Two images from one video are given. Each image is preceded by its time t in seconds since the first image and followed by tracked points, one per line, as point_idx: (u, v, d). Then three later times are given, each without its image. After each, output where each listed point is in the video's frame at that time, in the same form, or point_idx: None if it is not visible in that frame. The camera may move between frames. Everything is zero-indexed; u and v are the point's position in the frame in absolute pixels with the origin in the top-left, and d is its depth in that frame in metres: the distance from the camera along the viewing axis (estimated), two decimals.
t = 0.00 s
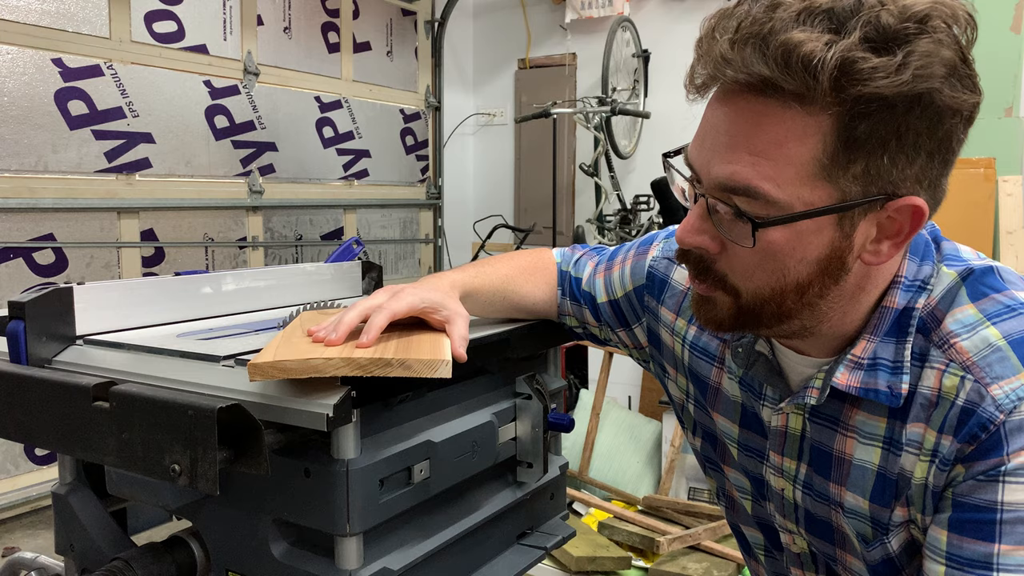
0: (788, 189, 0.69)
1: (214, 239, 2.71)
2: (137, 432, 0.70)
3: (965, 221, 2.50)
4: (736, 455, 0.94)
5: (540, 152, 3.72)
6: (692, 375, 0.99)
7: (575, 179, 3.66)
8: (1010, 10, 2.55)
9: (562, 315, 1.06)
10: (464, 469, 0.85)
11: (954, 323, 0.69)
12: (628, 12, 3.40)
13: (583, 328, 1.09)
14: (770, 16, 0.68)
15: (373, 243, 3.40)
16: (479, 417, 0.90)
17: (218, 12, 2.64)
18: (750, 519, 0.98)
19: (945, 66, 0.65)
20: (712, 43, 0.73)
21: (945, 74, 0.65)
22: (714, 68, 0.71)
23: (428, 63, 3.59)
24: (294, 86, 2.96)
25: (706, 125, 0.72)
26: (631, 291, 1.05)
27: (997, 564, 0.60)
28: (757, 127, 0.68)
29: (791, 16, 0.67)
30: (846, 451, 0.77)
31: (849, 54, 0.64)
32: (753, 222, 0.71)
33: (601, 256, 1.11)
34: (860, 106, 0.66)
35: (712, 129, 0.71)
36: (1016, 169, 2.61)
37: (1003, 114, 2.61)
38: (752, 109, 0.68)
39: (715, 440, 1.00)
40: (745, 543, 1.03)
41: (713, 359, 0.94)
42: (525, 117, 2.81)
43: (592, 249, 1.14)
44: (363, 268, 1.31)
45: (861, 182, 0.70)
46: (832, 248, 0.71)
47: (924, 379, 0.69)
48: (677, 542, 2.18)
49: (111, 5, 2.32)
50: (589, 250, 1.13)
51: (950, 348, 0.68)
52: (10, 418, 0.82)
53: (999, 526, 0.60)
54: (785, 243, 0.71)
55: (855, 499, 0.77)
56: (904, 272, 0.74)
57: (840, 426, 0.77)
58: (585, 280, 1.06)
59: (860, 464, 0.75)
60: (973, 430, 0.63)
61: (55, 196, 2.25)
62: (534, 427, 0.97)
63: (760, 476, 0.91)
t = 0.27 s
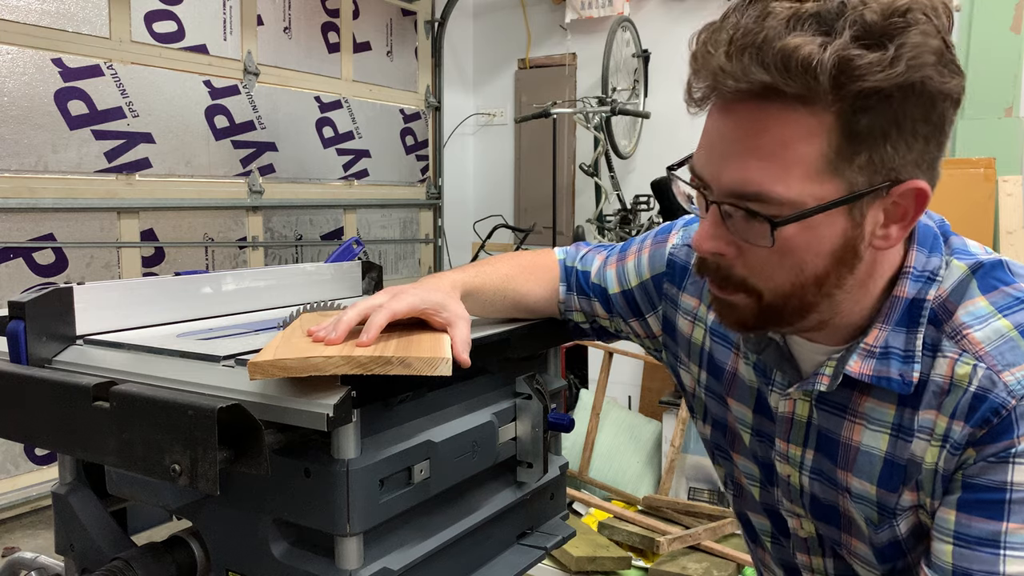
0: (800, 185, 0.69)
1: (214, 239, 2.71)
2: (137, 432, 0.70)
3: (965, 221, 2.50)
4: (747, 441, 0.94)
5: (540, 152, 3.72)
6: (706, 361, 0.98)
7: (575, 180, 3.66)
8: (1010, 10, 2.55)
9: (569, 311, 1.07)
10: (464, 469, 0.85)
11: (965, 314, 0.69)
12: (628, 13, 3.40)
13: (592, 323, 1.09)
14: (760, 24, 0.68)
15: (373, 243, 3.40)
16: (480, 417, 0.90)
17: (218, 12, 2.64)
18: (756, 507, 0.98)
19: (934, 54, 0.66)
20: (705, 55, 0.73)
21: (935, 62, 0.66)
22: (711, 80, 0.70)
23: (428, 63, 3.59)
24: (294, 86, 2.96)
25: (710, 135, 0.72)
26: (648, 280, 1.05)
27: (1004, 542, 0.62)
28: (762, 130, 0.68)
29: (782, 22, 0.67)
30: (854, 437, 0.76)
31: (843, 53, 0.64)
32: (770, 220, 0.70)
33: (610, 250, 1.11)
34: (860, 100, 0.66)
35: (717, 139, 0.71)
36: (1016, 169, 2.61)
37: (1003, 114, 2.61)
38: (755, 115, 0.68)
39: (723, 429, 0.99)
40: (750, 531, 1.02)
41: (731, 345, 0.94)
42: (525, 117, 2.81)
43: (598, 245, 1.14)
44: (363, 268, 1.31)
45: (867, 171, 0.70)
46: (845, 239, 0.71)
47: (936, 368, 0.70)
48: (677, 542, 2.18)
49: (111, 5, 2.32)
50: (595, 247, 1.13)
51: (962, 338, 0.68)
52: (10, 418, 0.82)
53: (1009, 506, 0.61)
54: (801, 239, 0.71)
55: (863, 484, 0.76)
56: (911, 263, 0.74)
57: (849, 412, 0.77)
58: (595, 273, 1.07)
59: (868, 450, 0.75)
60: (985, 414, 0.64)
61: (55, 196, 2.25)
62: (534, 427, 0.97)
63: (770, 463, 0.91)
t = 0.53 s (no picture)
0: (818, 169, 0.69)
1: (214, 239, 2.71)
2: (137, 432, 0.70)
3: (965, 221, 2.50)
4: (759, 433, 0.94)
5: (540, 151, 3.72)
6: (719, 355, 0.99)
7: (575, 180, 3.66)
8: (1011, 10, 2.55)
9: (578, 311, 1.07)
10: (464, 468, 0.85)
11: (971, 310, 0.69)
12: (628, 12, 3.40)
13: (600, 322, 1.10)
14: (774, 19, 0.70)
15: (373, 243, 3.40)
16: (480, 417, 0.90)
17: (218, 11, 2.64)
18: (765, 497, 0.98)
19: (942, 40, 0.67)
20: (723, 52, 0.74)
21: (943, 47, 0.67)
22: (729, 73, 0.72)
23: (427, 63, 3.59)
24: (295, 85, 2.96)
25: (730, 127, 0.73)
26: (661, 275, 1.06)
27: (999, 531, 0.61)
28: (780, 117, 0.68)
29: (795, 16, 0.69)
30: (861, 428, 0.77)
31: (855, 42, 0.66)
32: (790, 205, 0.70)
33: (620, 247, 1.11)
34: (873, 86, 0.67)
35: (736, 129, 0.72)
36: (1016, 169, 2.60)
37: (1003, 114, 2.61)
38: (773, 104, 0.69)
39: (734, 420, 1.00)
40: (757, 521, 1.03)
41: (744, 340, 0.94)
42: (525, 117, 2.81)
43: (603, 245, 1.14)
44: (363, 268, 1.31)
45: (881, 156, 0.70)
46: (863, 223, 0.71)
47: (940, 361, 0.70)
48: (677, 542, 2.18)
49: (111, 5, 2.32)
50: (602, 246, 1.13)
51: (967, 333, 0.68)
52: (10, 418, 0.82)
53: (1005, 497, 0.61)
54: (822, 223, 0.71)
55: (868, 474, 0.76)
56: (920, 260, 0.74)
57: (857, 404, 0.77)
58: (606, 270, 1.07)
59: (873, 441, 0.75)
60: (985, 407, 0.64)
61: (55, 196, 2.25)
62: (534, 427, 0.97)
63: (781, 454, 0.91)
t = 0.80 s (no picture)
0: (804, 135, 0.69)
1: (214, 239, 2.71)
2: (137, 432, 0.70)
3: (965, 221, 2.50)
4: (763, 425, 0.94)
5: (540, 151, 3.72)
6: (722, 348, 0.99)
7: (575, 180, 3.66)
8: (1011, 10, 2.55)
9: (579, 309, 1.07)
10: (464, 468, 0.85)
11: (978, 305, 0.69)
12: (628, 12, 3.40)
13: (601, 320, 1.10)
14: None
15: (373, 243, 3.40)
16: (480, 417, 0.90)
17: (218, 11, 2.64)
18: (767, 490, 0.98)
19: (931, 14, 0.67)
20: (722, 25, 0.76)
21: (932, 21, 0.67)
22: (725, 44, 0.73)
23: (428, 63, 3.59)
24: (295, 85, 2.96)
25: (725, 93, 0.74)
26: (664, 270, 1.06)
27: (1014, 527, 0.62)
28: (767, 82, 0.70)
29: None
30: (864, 419, 0.77)
31: (842, 11, 0.66)
32: (777, 168, 0.71)
33: (621, 244, 1.12)
34: (860, 55, 0.67)
35: (729, 95, 0.73)
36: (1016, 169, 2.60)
37: (1003, 114, 2.61)
38: (762, 68, 0.70)
39: (736, 413, 1.00)
40: (760, 515, 1.03)
41: (749, 332, 0.94)
42: (525, 117, 2.81)
43: (603, 243, 1.14)
44: (363, 267, 1.31)
45: (870, 128, 0.70)
46: (852, 192, 0.71)
47: (948, 355, 0.69)
48: (677, 542, 2.18)
49: (111, 5, 2.32)
50: (603, 244, 1.14)
51: (975, 328, 0.68)
52: (10, 418, 0.82)
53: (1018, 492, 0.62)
54: (809, 190, 0.71)
55: (871, 464, 0.76)
56: (927, 253, 0.73)
57: (860, 395, 0.77)
58: (608, 267, 1.08)
59: (876, 432, 0.75)
60: (996, 401, 0.64)
61: (55, 196, 2.25)
62: (534, 427, 0.97)
63: (785, 446, 0.91)
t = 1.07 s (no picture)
0: (825, 104, 0.69)
1: (214, 239, 2.71)
2: (137, 432, 0.70)
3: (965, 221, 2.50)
4: (755, 427, 0.94)
5: (540, 152, 3.72)
6: (716, 349, 0.98)
7: (575, 179, 3.66)
8: (1010, 10, 2.55)
9: (576, 310, 1.07)
10: (464, 468, 0.85)
11: (970, 306, 0.69)
12: (628, 13, 3.40)
13: (599, 319, 1.10)
14: None
15: (373, 243, 3.40)
16: (480, 417, 0.90)
17: (218, 12, 2.64)
18: (762, 492, 0.98)
19: None
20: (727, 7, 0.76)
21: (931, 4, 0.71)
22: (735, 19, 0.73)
23: (427, 63, 3.59)
24: (295, 86, 2.96)
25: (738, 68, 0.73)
26: (659, 271, 1.05)
27: (1007, 534, 0.62)
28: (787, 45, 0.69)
29: None
30: (854, 421, 0.76)
31: None
32: (798, 136, 0.70)
33: (617, 246, 1.11)
34: (876, 25, 0.68)
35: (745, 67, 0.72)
36: (1016, 169, 2.61)
37: (1003, 114, 2.61)
38: (779, 37, 0.69)
39: (730, 415, 1.00)
40: (756, 518, 1.02)
41: (741, 332, 0.94)
42: (526, 117, 2.81)
43: (601, 244, 1.14)
44: (363, 267, 1.31)
45: (885, 101, 0.69)
46: (868, 166, 0.70)
47: (939, 356, 0.69)
48: (677, 542, 2.18)
49: (111, 5, 2.32)
50: (600, 245, 1.13)
51: (966, 329, 0.68)
52: (10, 418, 0.82)
53: (1011, 498, 0.62)
54: (828, 159, 0.69)
55: (862, 466, 0.76)
56: (913, 252, 0.73)
57: (850, 396, 0.77)
58: (605, 268, 1.08)
59: (866, 433, 0.75)
60: (987, 405, 0.64)
61: (55, 196, 2.25)
62: (534, 427, 0.97)
63: (778, 448, 0.91)
